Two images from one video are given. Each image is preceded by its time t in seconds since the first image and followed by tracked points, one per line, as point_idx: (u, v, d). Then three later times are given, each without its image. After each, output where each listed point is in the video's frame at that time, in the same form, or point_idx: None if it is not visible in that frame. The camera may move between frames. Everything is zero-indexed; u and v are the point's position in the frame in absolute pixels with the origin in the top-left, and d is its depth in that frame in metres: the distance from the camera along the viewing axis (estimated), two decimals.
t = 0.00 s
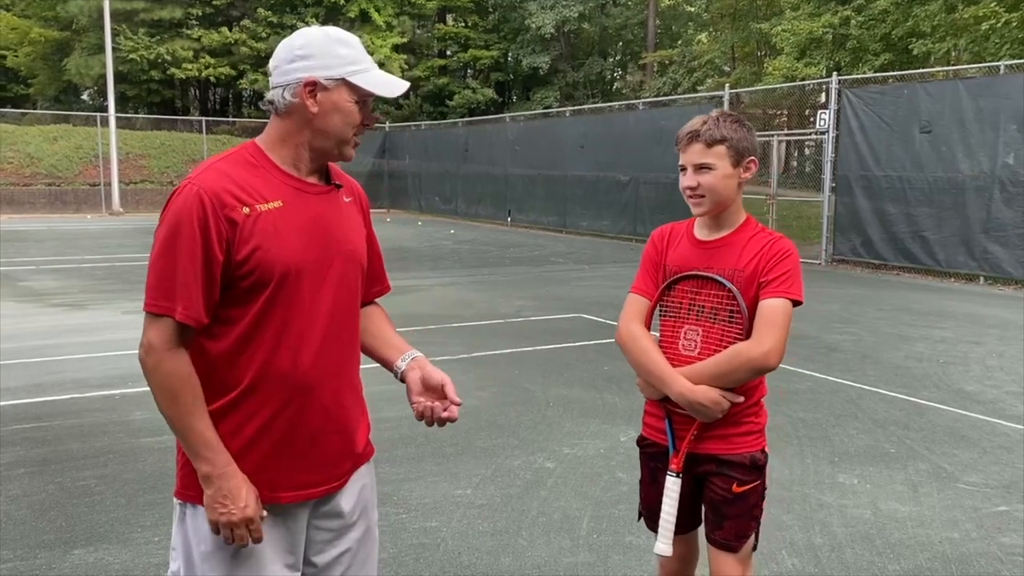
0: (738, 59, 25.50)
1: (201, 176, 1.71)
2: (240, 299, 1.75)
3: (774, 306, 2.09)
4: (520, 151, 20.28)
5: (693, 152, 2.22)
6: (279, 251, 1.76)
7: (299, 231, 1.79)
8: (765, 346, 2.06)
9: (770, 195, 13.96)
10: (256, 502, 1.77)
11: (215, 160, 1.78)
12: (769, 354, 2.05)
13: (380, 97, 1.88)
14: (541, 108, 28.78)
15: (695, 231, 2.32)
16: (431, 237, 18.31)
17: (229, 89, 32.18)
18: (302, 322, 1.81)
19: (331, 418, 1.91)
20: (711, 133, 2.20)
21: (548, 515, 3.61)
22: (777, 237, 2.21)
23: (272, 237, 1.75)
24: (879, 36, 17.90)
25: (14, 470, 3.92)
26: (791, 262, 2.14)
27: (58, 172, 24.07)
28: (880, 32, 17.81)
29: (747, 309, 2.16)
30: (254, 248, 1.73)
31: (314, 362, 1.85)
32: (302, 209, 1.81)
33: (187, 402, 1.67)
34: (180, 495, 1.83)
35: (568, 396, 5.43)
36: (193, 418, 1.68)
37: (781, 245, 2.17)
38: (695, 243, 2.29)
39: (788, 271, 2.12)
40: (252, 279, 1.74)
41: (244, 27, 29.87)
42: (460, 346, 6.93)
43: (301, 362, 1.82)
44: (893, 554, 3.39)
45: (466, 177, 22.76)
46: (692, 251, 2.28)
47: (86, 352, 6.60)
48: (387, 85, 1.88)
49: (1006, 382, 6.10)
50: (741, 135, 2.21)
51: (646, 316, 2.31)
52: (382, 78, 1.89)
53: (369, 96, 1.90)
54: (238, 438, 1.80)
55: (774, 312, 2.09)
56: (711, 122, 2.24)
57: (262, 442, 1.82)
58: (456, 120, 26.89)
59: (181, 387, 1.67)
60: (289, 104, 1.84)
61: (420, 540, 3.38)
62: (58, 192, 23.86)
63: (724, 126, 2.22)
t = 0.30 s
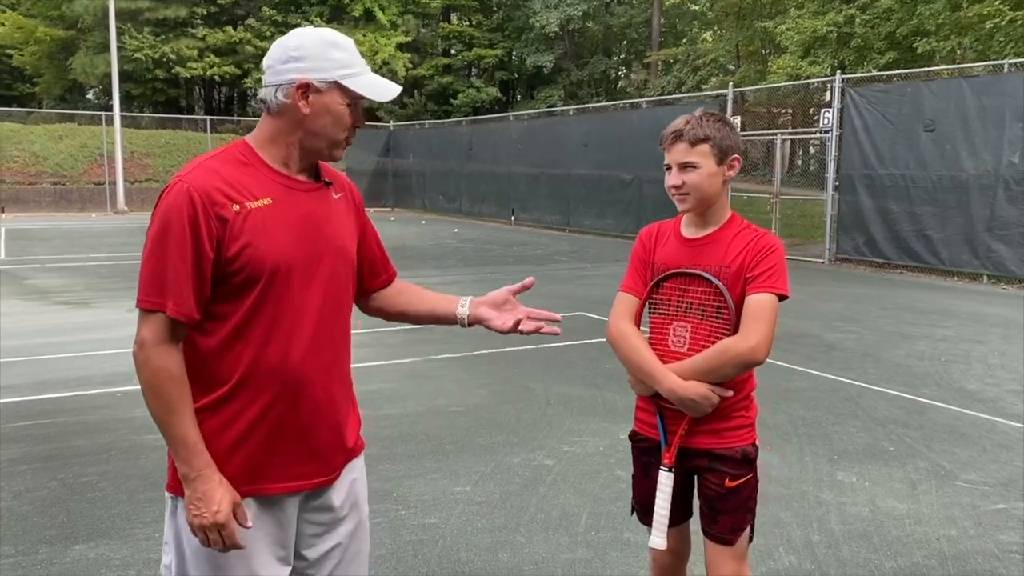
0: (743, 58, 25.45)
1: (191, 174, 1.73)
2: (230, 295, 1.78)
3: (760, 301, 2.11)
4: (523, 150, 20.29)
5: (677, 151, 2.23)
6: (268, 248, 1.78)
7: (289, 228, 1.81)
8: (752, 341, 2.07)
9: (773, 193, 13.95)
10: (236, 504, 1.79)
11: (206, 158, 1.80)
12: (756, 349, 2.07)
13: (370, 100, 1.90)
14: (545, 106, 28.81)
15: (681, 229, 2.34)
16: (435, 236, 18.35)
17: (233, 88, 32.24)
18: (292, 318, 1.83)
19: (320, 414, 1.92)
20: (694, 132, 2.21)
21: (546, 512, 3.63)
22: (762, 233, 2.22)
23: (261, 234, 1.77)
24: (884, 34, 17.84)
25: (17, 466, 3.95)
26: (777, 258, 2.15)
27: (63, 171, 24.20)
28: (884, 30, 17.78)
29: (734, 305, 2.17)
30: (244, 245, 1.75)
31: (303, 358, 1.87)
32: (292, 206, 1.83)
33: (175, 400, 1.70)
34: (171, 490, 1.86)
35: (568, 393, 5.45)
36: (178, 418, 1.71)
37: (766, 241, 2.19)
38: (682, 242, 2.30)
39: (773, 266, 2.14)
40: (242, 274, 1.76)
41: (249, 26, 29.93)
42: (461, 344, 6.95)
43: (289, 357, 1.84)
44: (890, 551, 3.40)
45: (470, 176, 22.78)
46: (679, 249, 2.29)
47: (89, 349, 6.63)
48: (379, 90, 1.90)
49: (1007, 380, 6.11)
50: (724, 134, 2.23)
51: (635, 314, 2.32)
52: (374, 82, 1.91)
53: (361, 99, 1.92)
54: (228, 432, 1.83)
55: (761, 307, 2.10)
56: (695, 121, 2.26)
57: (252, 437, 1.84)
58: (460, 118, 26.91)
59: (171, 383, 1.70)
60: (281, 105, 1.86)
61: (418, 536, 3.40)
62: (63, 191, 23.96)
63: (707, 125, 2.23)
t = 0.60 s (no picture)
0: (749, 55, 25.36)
1: (180, 171, 1.76)
2: (219, 289, 1.79)
3: (749, 296, 2.11)
4: (528, 148, 20.29)
5: (668, 146, 2.23)
6: (256, 244, 1.79)
7: (277, 224, 1.83)
8: (739, 336, 2.08)
9: (778, 191, 13.93)
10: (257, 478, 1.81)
11: (195, 156, 1.82)
12: (742, 343, 2.08)
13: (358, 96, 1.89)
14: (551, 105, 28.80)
15: (674, 225, 2.34)
16: (440, 234, 18.37)
17: (240, 87, 32.31)
18: (280, 312, 1.85)
19: (312, 407, 1.93)
20: (684, 127, 2.21)
21: (545, 508, 3.64)
22: (754, 228, 2.23)
23: (248, 230, 1.79)
24: (891, 32, 17.79)
25: (20, 462, 3.97)
26: (767, 254, 2.16)
27: (70, 169, 24.32)
28: (891, 28, 17.71)
29: (723, 301, 2.18)
30: (232, 241, 1.77)
31: (293, 352, 1.88)
32: (280, 202, 1.84)
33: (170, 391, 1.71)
34: (163, 483, 1.89)
35: (569, 391, 5.45)
36: (172, 407, 1.72)
37: (758, 236, 2.19)
38: (674, 237, 2.31)
39: (763, 261, 2.14)
40: (230, 270, 1.78)
41: (254, 25, 29.99)
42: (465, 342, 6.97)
43: (279, 351, 1.86)
44: (889, 548, 3.40)
45: (475, 174, 22.79)
46: (671, 245, 2.30)
47: (93, 347, 6.66)
48: (368, 85, 1.89)
49: (1010, 378, 6.09)
50: (715, 128, 2.23)
51: (627, 310, 2.33)
52: (362, 77, 1.90)
53: (348, 95, 1.91)
54: (220, 425, 1.85)
55: (749, 303, 2.11)
56: (686, 116, 2.26)
57: (244, 430, 1.86)
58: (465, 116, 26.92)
59: (162, 375, 1.71)
60: (269, 100, 1.87)
61: (417, 532, 3.41)
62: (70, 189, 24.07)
63: (698, 120, 2.23)
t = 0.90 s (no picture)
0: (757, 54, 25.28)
1: (176, 169, 1.78)
2: (217, 284, 1.81)
3: (743, 296, 2.11)
4: (535, 147, 20.29)
5: (660, 143, 2.22)
6: (248, 240, 1.80)
7: (271, 222, 1.84)
8: (732, 336, 2.08)
9: (785, 189, 13.91)
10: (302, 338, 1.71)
11: (191, 155, 1.85)
12: (734, 344, 2.07)
13: (319, 90, 1.80)
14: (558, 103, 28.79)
15: (671, 225, 2.34)
16: (446, 233, 18.40)
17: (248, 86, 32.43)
18: (276, 306, 1.86)
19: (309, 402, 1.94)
20: (676, 124, 2.20)
21: (547, 506, 3.65)
22: (751, 228, 2.22)
23: (242, 227, 1.80)
24: (899, 30, 17.69)
25: (25, 458, 4.01)
26: (763, 253, 2.16)
27: (79, 168, 24.47)
28: (899, 26, 17.64)
29: (717, 300, 2.18)
30: (224, 237, 1.78)
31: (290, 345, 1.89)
32: (274, 201, 1.85)
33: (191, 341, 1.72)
34: (160, 476, 1.91)
35: (573, 389, 5.46)
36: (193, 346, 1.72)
37: (754, 236, 2.19)
38: (670, 236, 2.31)
39: (759, 261, 2.15)
40: (225, 265, 1.79)
41: (262, 24, 30.07)
42: (470, 340, 6.98)
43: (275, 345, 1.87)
44: (891, 547, 3.40)
45: (482, 173, 22.81)
46: (666, 244, 2.30)
47: (100, 344, 6.70)
48: (329, 77, 1.80)
49: (1017, 377, 6.06)
50: (708, 125, 2.21)
51: (621, 309, 2.33)
52: (328, 69, 1.82)
53: (314, 92, 1.81)
54: (212, 420, 1.86)
55: (743, 303, 2.11)
56: (680, 113, 2.24)
57: (238, 427, 1.87)
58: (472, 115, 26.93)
59: (168, 353, 1.73)
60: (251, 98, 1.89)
61: (420, 529, 3.42)
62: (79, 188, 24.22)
63: (691, 116, 2.22)
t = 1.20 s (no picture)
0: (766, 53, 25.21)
1: (181, 167, 1.79)
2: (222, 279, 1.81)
3: (743, 299, 2.09)
4: (543, 146, 20.28)
5: (662, 143, 2.20)
6: (252, 240, 1.81)
7: (275, 221, 1.85)
8: (728, 340, 2.06)
9: (793, 189, 13.86)
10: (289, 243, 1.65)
11: (197, 152, 1.86)
12: (730, 347, 2.05)
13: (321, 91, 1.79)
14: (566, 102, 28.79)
15: (673, 226, 2.32)
16: (453, 232, 18.40)
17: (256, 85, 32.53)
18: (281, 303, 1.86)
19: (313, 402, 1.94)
20: (678, 124, 2.18)
21: (553, 506, 3.64)
22: (754, 231, 2.20)
23: (246, 225, 1.81)
24: (908, 29, 17.62)
25: (34, 457, 4.02)
26: (764, 256, 2.13)
27: (88, 167, 24.60)
28: (909, 25, 17.56)
29: (715, 303, 2.15)
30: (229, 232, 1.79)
31: (291, 338, 1.89)
32: (277, 203, 1.86)
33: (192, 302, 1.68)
34: (162, 474, 1.91)
35: (580, 389, 5.45)
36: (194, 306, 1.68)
37: (756, 239, 2.16)
38: (671, 238, 2.29)
39: (760, 263, 2.12)
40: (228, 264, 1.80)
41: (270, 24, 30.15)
42: (477, 339, 6.98)
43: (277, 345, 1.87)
44: (899, 548, 3.38)
45: (490, 172, 22.81)
46: (667, 245, 2.28)
47: (109, 343, 6.73)
48: (330, 77, 1.79)
49: None
50: (712, 125, 2.19)
51: (619, 311, 2.32)
52: (330, 71, 1.80)
53: (319, 91, 1.82)
54: (214, 418, 1.86)
55: (742, 306, 2.08)
56: (683, 113, 2.22)
57: (240, 427, 1.87)
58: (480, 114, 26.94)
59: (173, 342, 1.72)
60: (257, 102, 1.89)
61: (426, 528, 3.42)
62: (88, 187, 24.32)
63: (695, 116, 2.20)
